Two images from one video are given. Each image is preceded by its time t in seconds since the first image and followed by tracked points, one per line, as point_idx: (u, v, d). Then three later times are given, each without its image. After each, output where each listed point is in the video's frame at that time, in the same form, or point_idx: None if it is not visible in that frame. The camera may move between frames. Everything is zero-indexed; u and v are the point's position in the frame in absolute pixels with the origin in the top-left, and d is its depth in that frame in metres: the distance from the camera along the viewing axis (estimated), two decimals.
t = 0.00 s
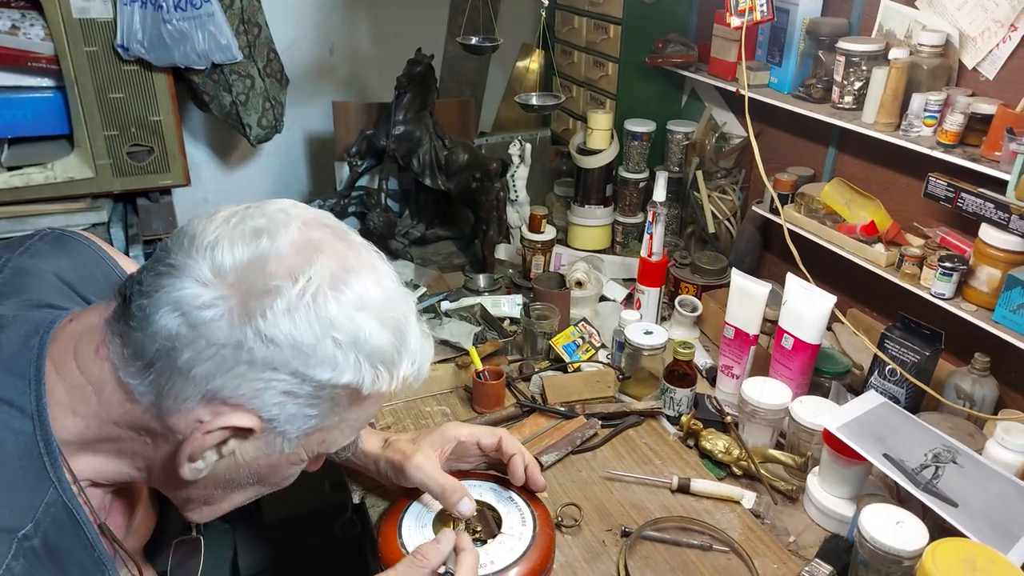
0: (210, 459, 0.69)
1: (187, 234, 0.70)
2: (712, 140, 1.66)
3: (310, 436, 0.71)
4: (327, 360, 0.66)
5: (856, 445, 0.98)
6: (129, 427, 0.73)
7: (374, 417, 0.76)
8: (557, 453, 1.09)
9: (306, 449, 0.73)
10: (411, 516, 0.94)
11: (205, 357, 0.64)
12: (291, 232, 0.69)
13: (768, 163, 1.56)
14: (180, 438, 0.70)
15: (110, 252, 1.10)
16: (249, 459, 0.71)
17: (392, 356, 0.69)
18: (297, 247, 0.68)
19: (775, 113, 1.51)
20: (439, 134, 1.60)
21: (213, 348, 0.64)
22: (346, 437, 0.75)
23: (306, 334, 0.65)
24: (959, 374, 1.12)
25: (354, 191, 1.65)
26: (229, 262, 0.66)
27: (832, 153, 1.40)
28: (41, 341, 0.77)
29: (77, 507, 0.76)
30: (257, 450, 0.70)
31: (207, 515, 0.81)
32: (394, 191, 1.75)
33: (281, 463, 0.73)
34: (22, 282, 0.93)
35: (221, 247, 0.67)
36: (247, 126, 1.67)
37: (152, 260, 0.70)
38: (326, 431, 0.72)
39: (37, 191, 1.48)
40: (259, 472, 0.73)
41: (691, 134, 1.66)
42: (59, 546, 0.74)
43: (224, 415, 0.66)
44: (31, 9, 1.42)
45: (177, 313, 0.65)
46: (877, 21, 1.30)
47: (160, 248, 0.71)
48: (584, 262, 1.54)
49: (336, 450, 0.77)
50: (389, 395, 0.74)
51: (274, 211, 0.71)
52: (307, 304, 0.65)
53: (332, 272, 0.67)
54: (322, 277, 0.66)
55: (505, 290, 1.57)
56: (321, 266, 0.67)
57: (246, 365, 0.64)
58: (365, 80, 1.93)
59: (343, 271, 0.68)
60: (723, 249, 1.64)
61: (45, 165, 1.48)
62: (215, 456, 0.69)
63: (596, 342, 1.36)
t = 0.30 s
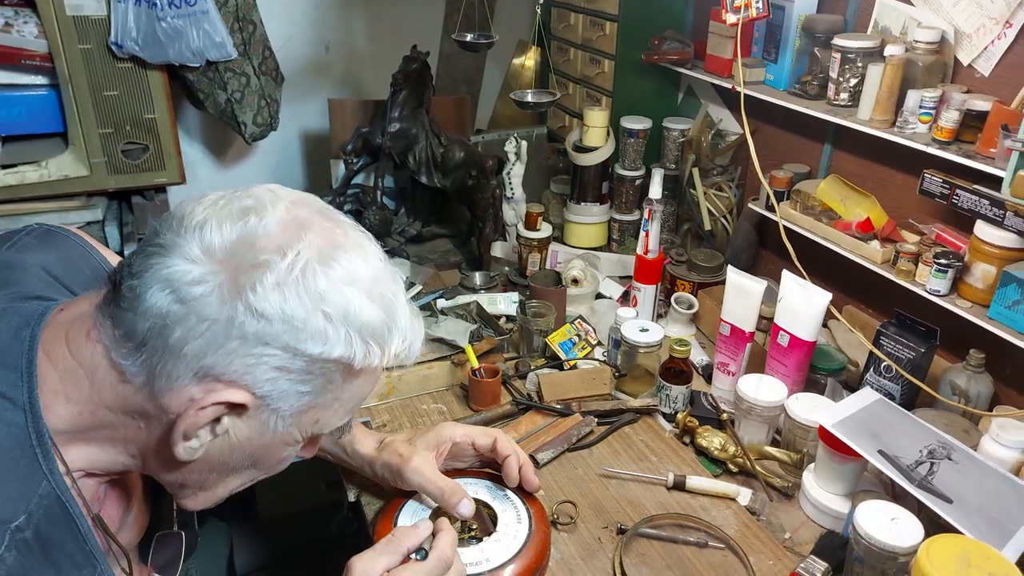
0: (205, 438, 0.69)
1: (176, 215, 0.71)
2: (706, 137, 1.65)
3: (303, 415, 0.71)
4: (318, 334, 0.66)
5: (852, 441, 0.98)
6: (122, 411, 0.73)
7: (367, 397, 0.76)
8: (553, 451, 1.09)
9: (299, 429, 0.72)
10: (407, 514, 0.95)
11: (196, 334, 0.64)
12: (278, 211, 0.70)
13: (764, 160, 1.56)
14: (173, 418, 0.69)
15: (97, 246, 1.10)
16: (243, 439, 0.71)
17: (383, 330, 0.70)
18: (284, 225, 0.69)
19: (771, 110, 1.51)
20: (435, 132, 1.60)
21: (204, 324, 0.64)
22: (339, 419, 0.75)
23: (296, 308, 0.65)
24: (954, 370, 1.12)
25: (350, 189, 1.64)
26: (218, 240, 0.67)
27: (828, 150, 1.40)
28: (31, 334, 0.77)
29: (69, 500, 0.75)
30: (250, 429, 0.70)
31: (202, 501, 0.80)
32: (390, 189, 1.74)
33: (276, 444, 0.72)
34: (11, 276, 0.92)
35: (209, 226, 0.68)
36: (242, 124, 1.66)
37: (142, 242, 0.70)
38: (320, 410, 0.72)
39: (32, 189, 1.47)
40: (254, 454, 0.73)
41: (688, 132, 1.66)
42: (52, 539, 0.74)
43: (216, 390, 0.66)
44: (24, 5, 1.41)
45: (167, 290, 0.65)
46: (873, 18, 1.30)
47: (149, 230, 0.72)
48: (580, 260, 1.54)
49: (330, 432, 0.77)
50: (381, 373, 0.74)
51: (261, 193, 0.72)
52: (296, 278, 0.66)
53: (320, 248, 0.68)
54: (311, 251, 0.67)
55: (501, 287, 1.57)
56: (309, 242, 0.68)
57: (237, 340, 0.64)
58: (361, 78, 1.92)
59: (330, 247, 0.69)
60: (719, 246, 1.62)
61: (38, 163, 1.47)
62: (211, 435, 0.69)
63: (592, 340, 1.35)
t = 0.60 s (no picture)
0: (211, 411, 0.69)
1: (175, 196, 0.71)
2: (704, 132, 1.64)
3: (307, 389, 0.71)
4: (319, 305, 0.66)
5: (847, 436, 0.98)
6: (128, 390, 0.73)
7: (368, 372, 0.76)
8: (549, 446, 1.09)
9: (302, 405, 0.73)
10: (403, 510, 0.95)
11: (199, 308, 0.65)
12: (276, 188, 0.71)
13: (760, 156, 1.57)
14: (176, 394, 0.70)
15: (95, 239, 1.10)
16: (247, 414, 0.71)
17: (383, 301, 0.70)
18: (282, 201, 0.69)
19: (767, 106, 1.52)
20: (431, 129, 1.60)
21: (206, 297, 0.65)
22: (341, 395, 0.75)
23: (297, 279, 0.65)
24: (948, 365, 1.13)
25: (346, 186, 1.64)
26: (217, 217, 0.67)
27: (823, 146, 1.40)
28: (36, 323, 0.77)
29: (76, 488, 0.75)
30: (254, 403, 0.70)
31: (207, 482, 0.80)
32: (386, 185, 1.74)
33: (279, 419, 0.73)
34: (10, 267, 0.92)
35: (208, 204, 0.68)
36: (238, 121, 1.66)
37: (141, 223, 0.71)
38: (322, 385, 0.72)
39: (29, 186, 1.47)
40: (257, 431, 0.73)
41: (684, 128, 1.66)
42: (58, 527, 0.74)
43: (221, 361, 0.66)
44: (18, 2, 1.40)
45: (169, 265, 0.65)
46: (868, 15, 1.30)
47: (148, 212, 0.72)
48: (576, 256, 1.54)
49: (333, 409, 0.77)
50: (380, 348, 0.74)
51: (258, 173, 0.73)
52: (296, 251, 0.66)
53: (318, 222, 0.69)
54: (309, 225, 0.68)
55: (498, 284, 1.57)
56: (307, 217, 0.69)
57: (240, 312, 0.65)
58: (358, 75, 1.92)
59: (328, 221, 0.69)
60: (715, 242, 1.63)
61: (34, 160, 1.47)
62: (215, 409, 0.69)
63: (589, 336, 1.36)
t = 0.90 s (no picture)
0: (211, 385, 0.69)
1: (169, 174, 0.72)
2: (699, 129, 1.65)
3: (306, 362, 0.71)
4: (315, 278, 0.66)
5: (840, 431, 0.99)
6: (129, 370, 0.73)
7: (369, 346, 0.76)
8: (545, 443, 1.09)
9: (303, 379, 0.73)
10: (398, 507, 0.95)
11: (196, 282, 0.65)
12: (268, 163, 0.71)
13: (756, 153, 1.57)
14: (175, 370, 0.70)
15: (86, 230, 1.09)
16: (248, 389, 0.71)
17: (378, 273, 0.71)
18: (275, 176, 0.70)
19: (762, 104, 1.52)
20: (427, 126, 1.60)
21: (203, 271, 0.65)
22: (342, 370, 0.75)
23: (293, 252, 0.66)
24: (942, 361, 1.13)
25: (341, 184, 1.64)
26: (212, 192, 0.67)
27: (819, 143, 1.40)
28: (38, 312, 0.76)
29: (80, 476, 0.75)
30: (254, 377, 0.70)
31: (210, 462, 0.80)
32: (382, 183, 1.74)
33: (280, 394, 0.73)
34: (6, 260, 0.92)
35: (202, 180, 0.68)
36: (234, 119, 1.66)
37: (137, 202, 0.71)
38: (321, 357, 0.72)
39: (24, 184, 1.47)
40: (259, 406, 0.73)
41: (679, 125, 1.66)
42: (60, 514, 0.74)
43: (220, 333, 0.66)
44: None
45: (166, 240, 0.65)
46: (862, 12, 1.31)
47: (143, 191, 0.72)
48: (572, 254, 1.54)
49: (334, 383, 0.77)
50: (378, 322, 0.74)
51: (250, 151, 0.74)
52: (290, 223, 0.66)
53: (311, 196, 0.69)
54: (301, 197, 0.68)
55: (494, 281, 1.58)
56: (300, 190, 0.69)
57: (237, 285, 0.65)
58: (354, 72, 1.92)
59: (321, 194, 0.70)
60: (711, 240, 1.64)
61: (29, 157, 1.48)
62: (215, 383, 0.69)
63: (585, 333, 1.36)
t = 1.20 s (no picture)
0: (212, 363, 0.69)
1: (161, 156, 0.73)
2: (698, 128, 1.66)
3: (310, 337, 0.70)
4: (305, 244, 0.66)
5: (838, 426, 0.99)
6: (135, 358, 0.75)
7: (381, 320, 0.74)
8: (545, 440, 1.10)
9: (312, 356, 0.72)
10: (398, 504, 0.95)
11: (185, 257, 0.65)
12: (252, 134, 0.71)
13: (755, 152, 1.57)
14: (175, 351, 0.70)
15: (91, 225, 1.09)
16: (253, 367, 0.71)
17: (374, 237, 0.69)
18: (258, 144, 0.70)
19: (761, 101, 1.52)
20: (426, 125, 1.60)
21: (191, 245, 0.65)
22: (354, 347, 0.74)
23: (278, 218, 0.65)
24: (940, 358, 1.14)
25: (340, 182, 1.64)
26: (197, 166, 0.68)
27: (817, 141, 1.41)
28: (54, 307, 0.77)
29: (97, 474, 0.77)
30: (258, 355, 0.70)
31: (232, 450, 0.81)
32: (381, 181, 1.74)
33: (289, 371, 0.72)
34: (23, 256, 0.91)
35: (186, 156, 0.69)
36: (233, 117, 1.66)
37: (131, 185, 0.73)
38: (327, 331, 0.71)
39: (24, 183, 1.48)
40: (268, 384, 0.73)
41: (678, 124, 1.66)
42: (82, 511, 0.76)
43: (216, 309, 0.66)
44: None
45: (155, 218, 0.67)
46: (861, 10, 1.31)
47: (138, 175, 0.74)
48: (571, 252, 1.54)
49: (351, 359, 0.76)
50: (385, 292, 0.73)
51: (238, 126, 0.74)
52: (274, 189, 0.66)
53: (295, 160, 0.69)
54: (285, 163, 0.68)
55: (493, 279, 1.59)
56: (283, 157, 0.69)
57: (226, 257, 0.65)
58: (353, 71, 1.92)
59: (305, 159, 0.70)
60: (710, 237, 1.64)
61: (29, 156, 1.48)
62: (217, 363, 0.69)
63: (584, 331, 1.37)
